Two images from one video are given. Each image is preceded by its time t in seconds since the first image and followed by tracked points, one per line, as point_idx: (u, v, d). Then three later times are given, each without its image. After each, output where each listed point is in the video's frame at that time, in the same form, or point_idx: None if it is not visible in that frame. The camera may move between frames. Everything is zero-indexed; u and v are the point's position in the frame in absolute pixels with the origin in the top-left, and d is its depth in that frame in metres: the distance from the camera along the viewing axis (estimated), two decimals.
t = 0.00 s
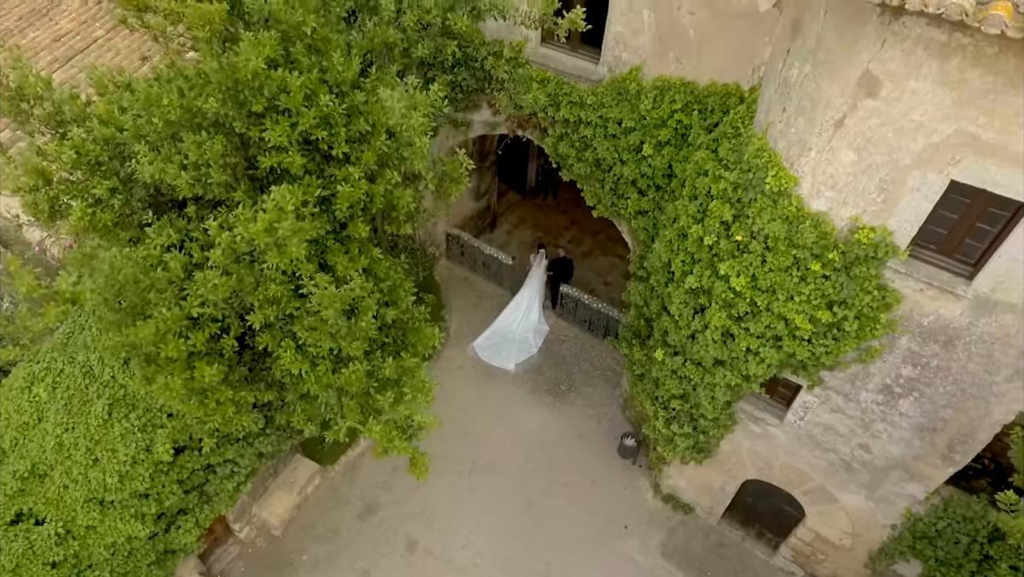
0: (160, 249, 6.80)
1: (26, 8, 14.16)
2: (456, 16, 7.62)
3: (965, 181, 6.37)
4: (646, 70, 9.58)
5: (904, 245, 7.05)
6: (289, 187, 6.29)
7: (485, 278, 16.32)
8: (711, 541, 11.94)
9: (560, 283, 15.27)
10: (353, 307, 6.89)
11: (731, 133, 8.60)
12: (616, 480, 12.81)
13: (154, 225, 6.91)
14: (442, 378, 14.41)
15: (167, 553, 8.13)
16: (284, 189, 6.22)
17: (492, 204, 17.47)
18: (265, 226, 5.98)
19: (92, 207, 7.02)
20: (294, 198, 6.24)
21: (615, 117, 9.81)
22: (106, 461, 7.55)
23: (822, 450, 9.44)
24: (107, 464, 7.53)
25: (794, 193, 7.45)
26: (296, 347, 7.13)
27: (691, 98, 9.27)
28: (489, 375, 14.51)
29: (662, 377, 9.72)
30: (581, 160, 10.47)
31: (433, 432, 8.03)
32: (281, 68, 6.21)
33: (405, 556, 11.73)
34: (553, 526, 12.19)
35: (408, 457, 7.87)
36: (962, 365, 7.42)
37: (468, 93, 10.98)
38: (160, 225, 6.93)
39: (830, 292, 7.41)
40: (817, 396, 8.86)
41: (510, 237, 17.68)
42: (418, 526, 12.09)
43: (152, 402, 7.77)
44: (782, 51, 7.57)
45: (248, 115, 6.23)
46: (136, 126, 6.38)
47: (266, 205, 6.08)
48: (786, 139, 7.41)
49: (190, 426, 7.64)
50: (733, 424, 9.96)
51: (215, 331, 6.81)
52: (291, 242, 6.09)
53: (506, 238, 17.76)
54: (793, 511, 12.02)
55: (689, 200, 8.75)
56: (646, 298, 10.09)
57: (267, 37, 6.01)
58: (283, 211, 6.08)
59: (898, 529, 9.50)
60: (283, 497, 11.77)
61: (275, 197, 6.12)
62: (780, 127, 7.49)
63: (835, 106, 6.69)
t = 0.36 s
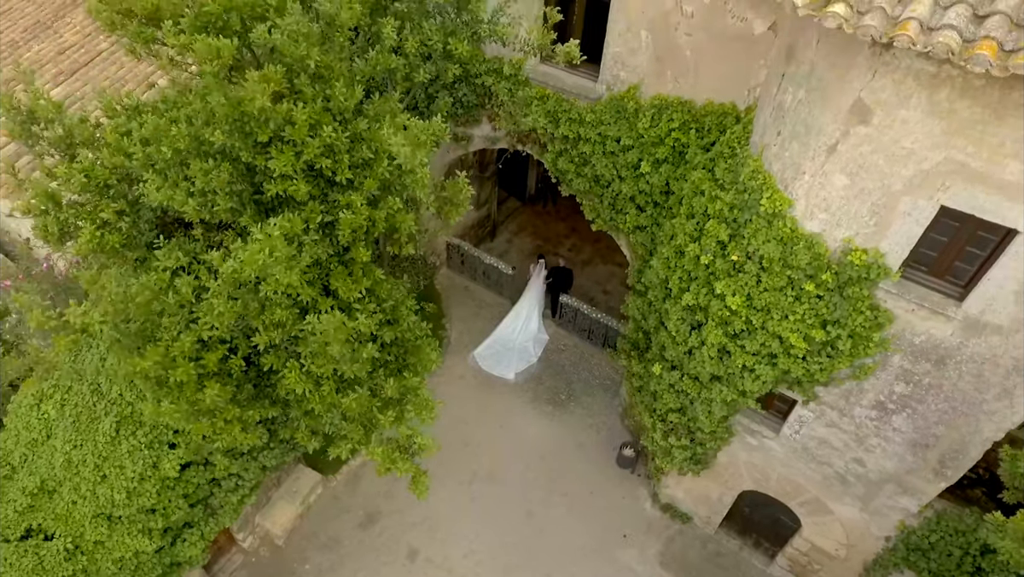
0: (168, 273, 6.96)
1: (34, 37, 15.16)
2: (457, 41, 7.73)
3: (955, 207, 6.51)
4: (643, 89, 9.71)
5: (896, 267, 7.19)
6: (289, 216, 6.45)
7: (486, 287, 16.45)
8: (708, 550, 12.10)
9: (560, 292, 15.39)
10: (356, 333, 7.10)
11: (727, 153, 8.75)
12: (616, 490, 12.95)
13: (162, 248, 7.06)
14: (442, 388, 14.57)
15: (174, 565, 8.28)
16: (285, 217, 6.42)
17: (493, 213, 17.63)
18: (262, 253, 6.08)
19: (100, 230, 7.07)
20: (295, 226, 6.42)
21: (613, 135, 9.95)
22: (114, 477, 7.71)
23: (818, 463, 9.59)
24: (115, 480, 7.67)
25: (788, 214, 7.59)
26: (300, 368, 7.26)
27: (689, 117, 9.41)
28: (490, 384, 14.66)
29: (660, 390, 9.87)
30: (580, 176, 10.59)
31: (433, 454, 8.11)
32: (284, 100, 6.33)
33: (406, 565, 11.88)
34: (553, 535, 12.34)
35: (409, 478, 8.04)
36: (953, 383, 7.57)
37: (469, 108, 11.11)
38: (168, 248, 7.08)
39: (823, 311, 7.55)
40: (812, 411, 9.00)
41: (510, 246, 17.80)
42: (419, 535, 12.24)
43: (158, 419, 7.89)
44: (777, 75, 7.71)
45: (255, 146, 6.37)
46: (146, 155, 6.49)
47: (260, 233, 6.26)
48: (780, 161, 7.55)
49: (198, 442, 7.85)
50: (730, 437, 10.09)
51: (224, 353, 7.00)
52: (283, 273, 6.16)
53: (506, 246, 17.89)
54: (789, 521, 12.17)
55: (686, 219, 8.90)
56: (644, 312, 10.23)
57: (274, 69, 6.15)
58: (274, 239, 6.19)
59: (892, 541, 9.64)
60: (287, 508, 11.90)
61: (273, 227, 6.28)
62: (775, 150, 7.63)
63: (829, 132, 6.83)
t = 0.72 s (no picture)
0: (178, 294, 7.15)
1: (41, 49, 15.50)
2: (459, 66, 7.94)
3: (943, 230, 6.70)
4: (642, 107, 9.91)
5: (887, 287, 7.38)
6: (299, 240, 6.69)
7: (487, 296, 16.62)
8: (706, 558, 12.30)
9: (560, 301, 15.56)
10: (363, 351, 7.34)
11: (723, 172, 8.94)
12: (615, 497, 13.15)
13: (171, 270, 7.25)
14: (443, 396, 14.76)
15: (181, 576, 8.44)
16: (295, 242, 6.66)
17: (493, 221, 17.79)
18: (275, 279, 6.34)
19: (112, 252, 7.20)
20: (305, 250, 6.66)
21: (612, 152, 10.14)
22: (124, 491, 7.90)
23: (813, 474, 9.77)
24: (126, 494, 7.88)
25: (782, 235, 7.78)
26: (309, 386, 7.43)
27: (686, 135, 9.59)
28: (491, 393, 14.84)
29: (658, 403, 10.04)
30: (579, 191, 10.77)
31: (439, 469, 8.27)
32: (292, 125, 6.42)
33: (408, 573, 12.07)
34: (553, 543, 12.53)
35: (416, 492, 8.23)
36: (944, 399, 7.76)
37: (471, 122, 11.12)
38: (177, 271, 7.27)
39: (817, 329, 7.74)
40: (807, 423, 9.17)
41: (510, 254, 17.99)
42: (421, 543, 12.43)
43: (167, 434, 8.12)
44: (772, 98, 7.89)
45: (263, 173, 6.56)
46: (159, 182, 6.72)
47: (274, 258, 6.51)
48: (775, 183, 7.74)
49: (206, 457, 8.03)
50: (727, 448, 10.25)
51: (232, 372, 7.17)
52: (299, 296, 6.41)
53: (506, 255, 18.06)
54: (785, 530, 12.35)
55: (683, 236, 9.08)
56: (643, 326, 10.41)
57: (278, 100, 6.31)
58: (289, 263, 6.47)
59: (886, 551, 9.83)
60: (291, 516, 12.05)
61: (286, 253, 6.53)
62: (769, 172, 7.82)
63: (821, 157, 7.03)
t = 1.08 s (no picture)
0: (190, 310, 7.37)
1: (48, 61, 15.80)
2: (462, 88, 8.19)
3: (929, 251, 6.95)
4: (639, 124, 10.15)
5: (876, 303, 7.62)
6: (314, 259, 6.93)
7: (488, 303, 16.85)
8: (703, 562, 12.56)
9: (559, 309, 15.80)
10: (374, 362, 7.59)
11: (719, 189, 9.19)
12: (615, 503, 13.40)
13: (183, 287, 7.46)
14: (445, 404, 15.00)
15: None
16: (312, 261, 6.89)
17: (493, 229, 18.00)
18: (301, 298, 6.59)
19: (126, 269, 7.45)
20: (321, 270, 6.89)
21: (611, 167, 10.39)
22: (138, 500, 8.15)
23: (806, 482, 10.02)
24: (139, 503, 8.14)
25: (775, 252, 8.01)
26: (318, 399, 7.66)
27: (683, 151, 9.84)
28: (493, 400, 15.07)
29: (656, 412, 10.29)
30: (579, 204, 11.00)
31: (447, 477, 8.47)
32: (303, 150, 6.68)
33: None
34: (553, 548, 12.80)
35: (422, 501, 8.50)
36: (932, 412, 8.01)
37: (472, 137, 11.37)
38: (189, 288, 7.44)
39: (809, 344, 7.99)
40: (800, 433, 9.41)
41: (511, 262, 18.21)
42: (424, 548, 12.69)
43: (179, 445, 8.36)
44: (765, 119, 8.13)
45: (274, 196, 6.80)
46: (173, 204, 6.92)
47: (299, 279, 6.77)
48: (767, 202, 7.99)
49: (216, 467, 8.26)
50: (723, 456, 10.49)
51: (242, 387, 7.38)
52: (324, 313, 6.63)
53: (507, 262, 18.29)
54: (781, 535, 12.60)
55: (680, 252, 9.33)
56: (642, 336, 10.66)
57: (286, 127, 6.70)
58: (315, 284, 6.75)
59: (878, 556, 10.08)
60: (296, 521, 12.10)
61: (306, 272, 6.78)
62: (762, 191, 8.07)
63: (811, 179, 7.28)
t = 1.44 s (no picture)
0: (200, 324, 7.64)
1: (55, 71, 16.12)
2: (462, 108, 8.53)
3: (911, 267, 7.22)
4: (634, 139, 10.43)
5: (862, 316, 7.89)
6: (324, 277, 7.29)
7: (487, 309, 17.12)
8: (698, 564, 12.84)
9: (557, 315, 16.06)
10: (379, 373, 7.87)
11: (711, 204, 9.48)
12: (612, 506, 13.68)
13: (193, 302, 7.72)
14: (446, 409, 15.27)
15: None
16: (322, 279, 7.25)
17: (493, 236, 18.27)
18: (318, 314, 6.96)
19: (138, 285, 7.73)
20: (332, 286, 7.26)
21: (607, 180, 10.67)
22: (148, 506, 8.42)
23: (797, 487, 10.29)
24: (150, 509, 8.41)
25: (765, 266, 8.28)
26: (324, 410, 7.93)
27: (677, 166, 10.11)
28: (492, 406, 15.35)
29: (651, 419, 10.56)
30: (576, 216, 11.27)
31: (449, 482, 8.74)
32: (310, 173, 6.99)
33: None
34: (551, 551, 13.08)
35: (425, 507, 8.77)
36: (917, 421, 8.28)
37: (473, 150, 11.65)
38: (198, 302, 7.72)
39: (798, 355, 8.27)
40: (791, 440, 9.68)
41: (510, 267, 18.48)
42: (425, 551, 12.97)
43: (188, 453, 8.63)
44: (755, 137, 8.40)
45: (282, 216, 7.11)
46: (185, 224, 7.20)
47: (313, 297, 7.10)
48: (757, 218, 8.26)
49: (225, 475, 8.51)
50: (716, 461, 10.75)
51: (250, 399, 7.62)
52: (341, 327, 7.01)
53: (506, 268, 18.55)
54: (774, 538, 12.89)
55: (674, 264, 9.61)
56: (637, 345, 10.94)
57: (294, 151, 7.02)
58: (331, 303, 7.13)
59: (867, 559, 10.36)
60: (300, 525, 12.60)
61: (319, 289, 7.12)
62: (752, 208, 8.34)
63: (799, 198, 7.55)
